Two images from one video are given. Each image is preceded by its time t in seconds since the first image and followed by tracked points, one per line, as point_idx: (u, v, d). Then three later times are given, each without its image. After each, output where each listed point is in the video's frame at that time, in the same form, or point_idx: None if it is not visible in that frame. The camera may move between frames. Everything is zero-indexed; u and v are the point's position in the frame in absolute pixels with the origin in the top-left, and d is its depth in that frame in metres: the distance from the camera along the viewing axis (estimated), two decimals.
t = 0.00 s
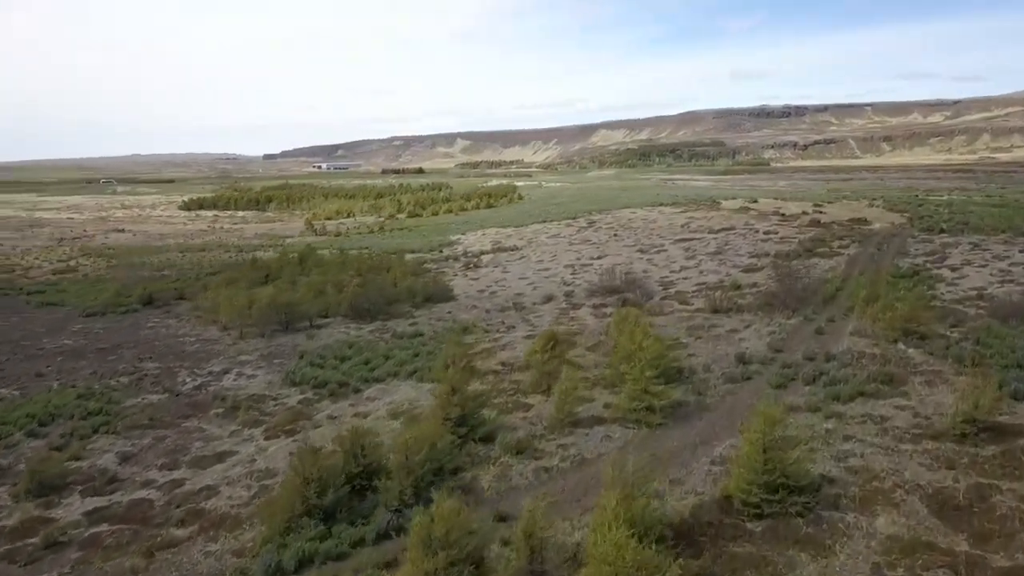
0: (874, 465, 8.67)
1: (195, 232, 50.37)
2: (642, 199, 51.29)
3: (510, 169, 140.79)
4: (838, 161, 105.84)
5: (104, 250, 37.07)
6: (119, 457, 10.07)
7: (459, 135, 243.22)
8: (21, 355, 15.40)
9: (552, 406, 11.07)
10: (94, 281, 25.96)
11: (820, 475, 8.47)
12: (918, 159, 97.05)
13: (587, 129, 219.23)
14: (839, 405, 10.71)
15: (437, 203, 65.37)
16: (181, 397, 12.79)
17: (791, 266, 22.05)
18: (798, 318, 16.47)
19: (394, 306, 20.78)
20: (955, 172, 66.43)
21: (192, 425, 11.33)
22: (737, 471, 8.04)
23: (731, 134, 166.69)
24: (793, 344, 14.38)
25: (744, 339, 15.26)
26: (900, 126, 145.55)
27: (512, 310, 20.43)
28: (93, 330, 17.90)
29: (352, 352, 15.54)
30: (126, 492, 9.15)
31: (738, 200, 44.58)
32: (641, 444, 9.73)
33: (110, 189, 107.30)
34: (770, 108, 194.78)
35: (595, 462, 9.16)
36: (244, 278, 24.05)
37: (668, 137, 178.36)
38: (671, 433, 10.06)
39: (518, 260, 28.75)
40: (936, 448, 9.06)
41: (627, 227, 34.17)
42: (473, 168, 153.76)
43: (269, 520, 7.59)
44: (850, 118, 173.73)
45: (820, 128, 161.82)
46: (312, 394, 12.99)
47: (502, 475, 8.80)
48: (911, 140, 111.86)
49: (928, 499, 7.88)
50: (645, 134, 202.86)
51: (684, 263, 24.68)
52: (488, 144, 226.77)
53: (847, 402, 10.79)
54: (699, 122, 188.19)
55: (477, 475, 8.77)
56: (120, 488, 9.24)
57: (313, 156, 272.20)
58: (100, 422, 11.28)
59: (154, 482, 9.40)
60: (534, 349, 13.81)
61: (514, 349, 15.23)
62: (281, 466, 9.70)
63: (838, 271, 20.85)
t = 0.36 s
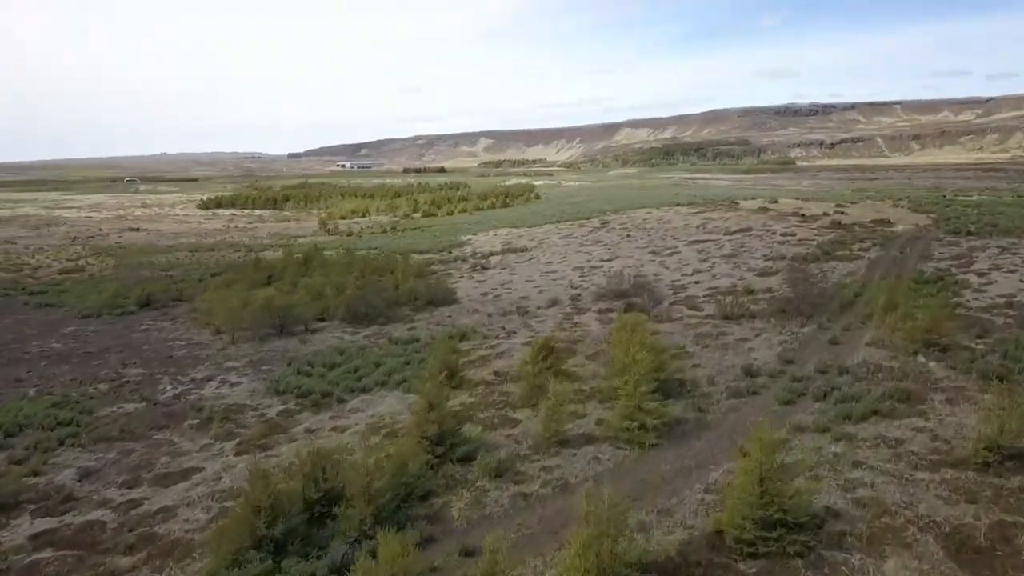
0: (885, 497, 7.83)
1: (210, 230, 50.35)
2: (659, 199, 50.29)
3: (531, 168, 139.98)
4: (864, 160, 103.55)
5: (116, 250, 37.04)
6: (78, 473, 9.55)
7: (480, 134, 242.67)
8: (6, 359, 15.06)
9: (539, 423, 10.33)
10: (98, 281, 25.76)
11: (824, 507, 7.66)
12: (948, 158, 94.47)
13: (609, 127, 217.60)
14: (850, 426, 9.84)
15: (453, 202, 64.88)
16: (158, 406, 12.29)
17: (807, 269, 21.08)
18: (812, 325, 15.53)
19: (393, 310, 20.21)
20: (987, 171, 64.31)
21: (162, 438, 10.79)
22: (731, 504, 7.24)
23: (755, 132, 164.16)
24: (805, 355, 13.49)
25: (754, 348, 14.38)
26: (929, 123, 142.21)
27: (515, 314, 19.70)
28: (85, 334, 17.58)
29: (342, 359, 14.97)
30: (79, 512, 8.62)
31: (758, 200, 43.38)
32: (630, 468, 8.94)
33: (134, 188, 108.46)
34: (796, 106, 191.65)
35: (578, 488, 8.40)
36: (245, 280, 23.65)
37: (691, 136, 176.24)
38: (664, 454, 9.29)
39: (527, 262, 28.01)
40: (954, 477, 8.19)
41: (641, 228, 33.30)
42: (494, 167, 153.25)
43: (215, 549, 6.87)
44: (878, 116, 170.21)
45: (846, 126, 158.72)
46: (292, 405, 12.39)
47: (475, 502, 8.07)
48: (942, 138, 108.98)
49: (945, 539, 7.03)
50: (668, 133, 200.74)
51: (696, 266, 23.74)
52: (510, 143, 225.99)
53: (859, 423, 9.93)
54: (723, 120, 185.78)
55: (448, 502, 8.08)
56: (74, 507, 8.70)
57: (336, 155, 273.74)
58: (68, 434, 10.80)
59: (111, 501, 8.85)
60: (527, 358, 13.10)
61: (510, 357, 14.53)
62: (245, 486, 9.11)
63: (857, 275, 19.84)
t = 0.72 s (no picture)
0: (891, 539, 6.98)
1: (220, 230, 50.16)
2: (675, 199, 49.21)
3: (550, 167, 138.83)
4: (890, 158, 101.18)
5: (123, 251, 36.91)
6: (26, 493, 8.99)
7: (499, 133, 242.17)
8: None
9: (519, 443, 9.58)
10: (97, 283, 25.45)
11: (821, 550, 6.84)
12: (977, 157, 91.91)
13: (629, 126, 215.75)
14: (857, 451, 8.97)
15: (466, 202, 64.22)
16: (127, 418, 11.75)
17: (821, 273, 20.09)
18: (823, 335, 14.62)
19: (388, 314, 19.57)
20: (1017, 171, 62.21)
21: (122, 454, 10.23)
22: (715, 547, 6.45)
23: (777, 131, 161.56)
24: (813, 368, 12.59)
25: (759, 359, 13.51)
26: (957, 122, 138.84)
27: (513, 319, 18.97)
28: (71, 339, 17.17)
29: (326, 368, 14.34)
30: (18, 537, 8.06)
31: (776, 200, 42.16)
32: (612, 497, 8.17)
33: (153, 187, 109.08)
34: (819, 105, 188.50)
35: (552, 521, 7.67)
36: (241, 283, 23.17)
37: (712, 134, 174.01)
38: (650, 482, 8.49)
39: (532, 264, 27.24)
40: (972, 516, 7.31)
41: (653, 228, 32.37)
42: (512, 166, 152.33)
43: None
44: (904, 114, 166.73)
45: (871, 125, 155.63)
46: (265, 419, 11.78)
47: (436, 536, 7.37)
48: (970, 137, 106.15)
49: None
50: (689, 132, 198.52)
51: (706, 269, 22.82)
52: (529, 142, 224.90)
53: (867, 447, 9.05)
54: (745, 119, 183.17)
55: (406, 536, 7.37)
56: (13, 533, 8.13)
57: (355, 154, 274.12)
58: (25, 449, 10.28)
59: (54, 525, 8.29)
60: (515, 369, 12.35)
61: (500, 367, 13.81)
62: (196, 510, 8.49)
63: (874, 280, 18.82)
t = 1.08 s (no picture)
0: None
1: (229, 230, 49.93)
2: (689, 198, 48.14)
3: (566, 166, 137.73)
4: (913, 158, 98.98)
5: (128, 251, 36.73)
6: None
7: (516, 132, 241.27)
8: None
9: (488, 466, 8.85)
10: (92, 284, 25.12)
11: None
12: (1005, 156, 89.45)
13: (647, 125, 213.88)
14: (857, 481, 8.12)
15: (478, 202, 63.57)
16: (87, 431, 11.22)
17: (832, 278, 19.12)
18: (830, 346, 13.71)
19: (379, 319, 18.92)
20: None
21: (72, 472, 9.69)
22: None
23: (798, 130, 159.09)
24: (816, 383, 11.71)
25: (760, 372, 12.64)
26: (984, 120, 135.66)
27: (508, 325, 18.23)
28: (51, 344, 16.76)
29: (303, 378, 13.72)
30: None
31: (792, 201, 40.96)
32: (582, 532, 7.42)
33: (170, 186, 109.56)
34: (842, 104, 185.37)
35: (511, 560, 6.94)
36: (233, 286, 22.69)
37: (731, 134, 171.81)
38: (625, 514, 7.73)
39: (535, 267, 26.47)
40: (982, 563, 6.48)
41: (662, 229, 31.48)
42: (529, 165, 151.61)
43: None
44: (931, 113, 163.33)
45: (895, 123, 152.65)
46: (230, 433, 11.17)
47: None
48: (998, 136, 103.39)
49: None
50: (708, 131, 196.27)
51: (713, 273, 21.91)
52: (547, 142, 223.83)
53: (869, 477, 8.21)
54: (765, 118, 180.69)
55: None
56: None
57: (374, 154, 275.05)
58: None
59: None
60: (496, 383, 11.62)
61: (483, 377, 13.07)
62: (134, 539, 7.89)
63: (887, 286, 17.82)
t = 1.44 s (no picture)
0: None
1: (236, 230, 49.62)
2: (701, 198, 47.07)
3: (582, 165, 136.55)
4: (937, 156, 96.81)
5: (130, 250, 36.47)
6: None
7: (533, 131, 240.27)
8: None
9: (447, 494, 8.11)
10: (85, 285, 24.75)
11: None
12: None
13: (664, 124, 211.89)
14: (852, 518, 7.28)
15: (489, 202, 62.85)
16: (40, 444, 10.67)
17: (842, 283, 18.15)
18: (835, 358, 12.80)
19: (367, 323, 18.25)
20: None
21: (12, 492, 9.10)
22: None
23: (818, 129, 156.62)
24: (816, 400, 10.83)
25: (757, 387, 11.77)
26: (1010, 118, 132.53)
27: (500, 331, 17.48)
28: (28, 349, 16.31)
29: (275, 388, 13.07)
30: None
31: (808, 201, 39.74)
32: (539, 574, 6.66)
33: (186, 185, 109.53)
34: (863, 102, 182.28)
35: None
36: (224, 288, 22.17)
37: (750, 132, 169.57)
38: (590, 553, 6.95)
39: (536, 269, 25.65)
40: None
41: (669, 230, 30.56)
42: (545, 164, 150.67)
43: None
44: (956, 111, 159.99)
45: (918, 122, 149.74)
46: (187, 449, 10.52)
47: None
48: None
49: None
50: (726, 130, 193.95)
51: (718, 276, 20.99)
52: (563, 141, 222.55)
53: (866, 513, 7.36)
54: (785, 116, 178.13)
55: None
56: None
57: (391, 153, 275.28)
58: None
59: None
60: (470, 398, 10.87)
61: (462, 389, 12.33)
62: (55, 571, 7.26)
63: (900, 292, 16.82)
